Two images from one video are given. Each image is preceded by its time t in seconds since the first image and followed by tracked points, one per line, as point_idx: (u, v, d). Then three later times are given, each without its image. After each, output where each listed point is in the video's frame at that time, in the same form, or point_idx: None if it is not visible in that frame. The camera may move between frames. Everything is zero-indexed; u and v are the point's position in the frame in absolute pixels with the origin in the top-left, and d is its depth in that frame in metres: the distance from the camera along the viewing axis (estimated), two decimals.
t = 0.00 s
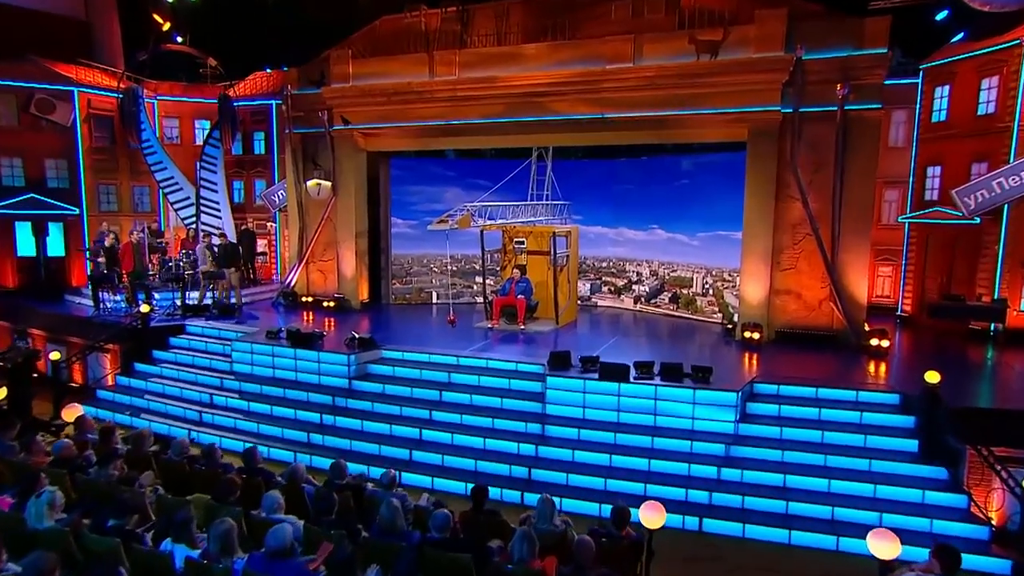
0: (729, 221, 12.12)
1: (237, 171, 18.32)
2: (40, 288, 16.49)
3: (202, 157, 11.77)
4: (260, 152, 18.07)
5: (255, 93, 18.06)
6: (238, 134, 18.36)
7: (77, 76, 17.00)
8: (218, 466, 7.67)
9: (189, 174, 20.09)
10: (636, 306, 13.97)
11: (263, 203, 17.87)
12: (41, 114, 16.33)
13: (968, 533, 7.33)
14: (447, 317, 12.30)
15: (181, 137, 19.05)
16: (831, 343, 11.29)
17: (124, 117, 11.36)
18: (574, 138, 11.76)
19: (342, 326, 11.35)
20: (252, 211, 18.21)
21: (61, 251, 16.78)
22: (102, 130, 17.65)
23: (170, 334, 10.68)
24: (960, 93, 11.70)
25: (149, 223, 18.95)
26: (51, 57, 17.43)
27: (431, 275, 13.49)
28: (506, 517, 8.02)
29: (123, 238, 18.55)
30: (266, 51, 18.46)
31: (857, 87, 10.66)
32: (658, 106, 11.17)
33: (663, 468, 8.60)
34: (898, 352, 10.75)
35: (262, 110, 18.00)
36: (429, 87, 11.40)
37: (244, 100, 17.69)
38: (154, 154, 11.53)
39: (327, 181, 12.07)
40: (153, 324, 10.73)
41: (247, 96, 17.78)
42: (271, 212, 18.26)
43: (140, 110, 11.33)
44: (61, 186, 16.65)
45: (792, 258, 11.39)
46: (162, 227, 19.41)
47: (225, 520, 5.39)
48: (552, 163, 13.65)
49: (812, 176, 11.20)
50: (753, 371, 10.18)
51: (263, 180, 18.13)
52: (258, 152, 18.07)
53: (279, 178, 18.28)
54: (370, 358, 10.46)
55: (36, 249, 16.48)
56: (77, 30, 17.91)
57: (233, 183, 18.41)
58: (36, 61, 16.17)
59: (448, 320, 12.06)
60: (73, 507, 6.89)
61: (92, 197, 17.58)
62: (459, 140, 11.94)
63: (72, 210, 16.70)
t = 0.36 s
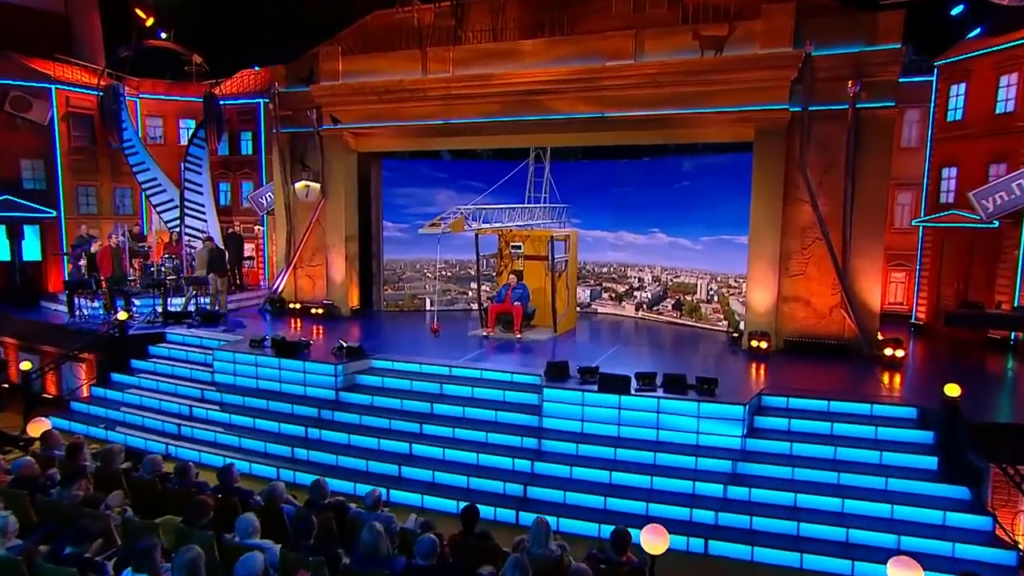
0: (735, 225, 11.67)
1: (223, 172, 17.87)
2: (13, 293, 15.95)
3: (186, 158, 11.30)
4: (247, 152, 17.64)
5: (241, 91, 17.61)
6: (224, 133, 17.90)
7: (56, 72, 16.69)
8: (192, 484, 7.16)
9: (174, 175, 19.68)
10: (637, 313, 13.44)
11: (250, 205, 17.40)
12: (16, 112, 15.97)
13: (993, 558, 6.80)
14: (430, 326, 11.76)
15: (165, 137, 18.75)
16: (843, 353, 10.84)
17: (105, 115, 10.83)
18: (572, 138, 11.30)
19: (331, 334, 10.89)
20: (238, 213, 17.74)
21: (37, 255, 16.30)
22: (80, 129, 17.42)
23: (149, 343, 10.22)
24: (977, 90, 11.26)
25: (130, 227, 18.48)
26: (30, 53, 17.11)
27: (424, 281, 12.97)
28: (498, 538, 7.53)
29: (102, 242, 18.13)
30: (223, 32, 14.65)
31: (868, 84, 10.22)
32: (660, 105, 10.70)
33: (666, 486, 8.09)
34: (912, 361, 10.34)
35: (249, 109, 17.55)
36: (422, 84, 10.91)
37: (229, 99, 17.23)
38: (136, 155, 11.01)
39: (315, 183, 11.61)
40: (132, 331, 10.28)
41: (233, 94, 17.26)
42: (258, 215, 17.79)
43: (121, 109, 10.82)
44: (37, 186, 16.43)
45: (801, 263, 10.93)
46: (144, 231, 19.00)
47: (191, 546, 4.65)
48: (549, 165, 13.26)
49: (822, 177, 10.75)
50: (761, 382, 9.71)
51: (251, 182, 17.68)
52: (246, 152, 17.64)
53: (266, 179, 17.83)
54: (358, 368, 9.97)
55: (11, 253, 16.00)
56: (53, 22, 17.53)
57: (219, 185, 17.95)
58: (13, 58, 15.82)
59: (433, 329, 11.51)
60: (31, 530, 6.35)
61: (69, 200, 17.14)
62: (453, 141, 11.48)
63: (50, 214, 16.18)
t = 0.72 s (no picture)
0: (740, 229, 11.22)
1: (209, 174, 17.45)
2: None
3: (170, 158, 10.87)
4: (234, 153, 17.23)
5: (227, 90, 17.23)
6: (210, 133, 17.47)
7: (31, 68, 16.32)
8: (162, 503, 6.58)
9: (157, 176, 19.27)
10: (638, 321, 12.98)
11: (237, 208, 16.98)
12: None
13: None
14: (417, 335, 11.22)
15: (148, 137, 18.41)
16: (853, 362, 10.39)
17: (84, 114, 10.35)
18: (571, 138, 10.87)
19: (319, 343, 10.45)
20: (224, 217, 17.34)
21: (13, 260, 15.84)
22: (59, 128, 17.13)
23: (128, 352, 9.82)
24: (996, 87, 10.96)
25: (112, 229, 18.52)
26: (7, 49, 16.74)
27: (418, 287, 12.54)
28: (490, 559, 7.05)
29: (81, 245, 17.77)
30: (200, 20, 12.09)
31: (881, 81, 9.81)
32: (663, 103, 10.27)
33: (669, 505, 7.62)
34: (926, 370, 9.95)
35: (235, 108, 17.19)
36: (416, 82, 10.48)
37: (216, 97, 16.85)
38: (118, 155, 10.60)
39: (304, 185, 11.17)
40: (110, 340, 9.86)
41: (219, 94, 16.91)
42: (245, 218, 17.36)
43: (102, 107, 10.36)
44: (13, 188, 16.04)
45: (809, 268, 10.52)
46: (126, 234, 18.61)
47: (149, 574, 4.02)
48: (547, 166, 12.78)
49: (831, 179, 10.35)
50: (768, 394, 9.28)
51: (238, 183, 17.27)
52: (233, 153, 17.23)
53: (254, 182, 17.42)
54: (346, 379, 9.53)
55: None
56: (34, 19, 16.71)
57: (204, 186, 17.49)
58: None
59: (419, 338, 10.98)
60: None
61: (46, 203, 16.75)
62: (448, 142, 11.05)
63: (26, 215, 16.03)
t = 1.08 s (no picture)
0: (744, 232, 10.82)
1: (194, 175, 17.05)
2: None
3: (152, 158, 10.48)
4: (220, 153, 16.77)
5: (210, 88, 16.79)
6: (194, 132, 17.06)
7: (7, 65, 15.94)
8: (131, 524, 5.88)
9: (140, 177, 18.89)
10: (640, 328, 12.51)
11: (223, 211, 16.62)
12: None
13: None
14: (408, 343, 10.74)
15: (131, 136, 17.98)
16: (865, 372, 9.94)
17: (62, 112, 9.92)
18: (570, 138, 10.45)
19: (307, 351, 10.01)
20: (210, 220, 16.94)
21: None
22: (36, 126, 16.71)
23: (104, 361, 9.43)
24: (1014, 84, 10.53)
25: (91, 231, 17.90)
26: None
27: (410, 292, 12.10)
28: None
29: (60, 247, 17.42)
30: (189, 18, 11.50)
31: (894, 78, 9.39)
32: (665, 101, 9.85)
33: (672, 524, 7.14)
34: (943, 380, 9.50)
35: (221, 107, 16.79)
36: (407, 79, 10.06)
37: (200, 95, 16.42)
38: (98, 155, 10.25)
39: (291, 186, 10.74)
40: (86, 348, 9.48)
41: (204, 91, 16.52)
42: (231, 221, 16.99)
43: (81, 105, 9.94)
44: None
45: (819, 273, 10.09)
46: (106, 237, 18.21)
47: None
48: (545, 166, 12.45)
49: (842, 180, 9.93)
50: (775, 404, 8.89)
51: (224, 185, 16.87)
52: (219, 153, 16.78)
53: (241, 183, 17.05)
54: (333, 389, 9.08)
55: None
56: (15, 13, 16.74)
57: (190, 188, 17.05)
58: None
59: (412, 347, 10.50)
60: None
61: (21, 203, 16.42)
62: (442, 141, 10.64)
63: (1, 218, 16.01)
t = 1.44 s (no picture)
0: (747, 236, 10.43)
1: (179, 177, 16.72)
2: None
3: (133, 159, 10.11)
4: (204, 153, 16.50)
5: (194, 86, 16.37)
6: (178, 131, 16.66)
7: None
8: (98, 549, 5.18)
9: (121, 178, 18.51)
10: (642, 335, 12.08)
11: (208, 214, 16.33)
12: None
13: None
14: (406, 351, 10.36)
15: (112, 136, 17.66)
16: (877, 382, 9.52)
17: (39, 110, 9.58)
18: (567, 138, 10.05)
19: (293, 360, 9.61)
20: (195, 223, 16.62)
21: None
22: (12, 126, 16.39)
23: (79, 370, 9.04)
24: None
25: (70, 235, 17.48)
26: None
27: (402, 298, 11.68)
28: None
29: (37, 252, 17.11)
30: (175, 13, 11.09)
31: (906, 74, 8.99)
32: (666, 99, 9.44)
33: (674, 545, 6.68)
34: (960, 392, 9.07)
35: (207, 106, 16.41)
36: (398, 76, 9.67)
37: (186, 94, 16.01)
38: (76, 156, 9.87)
39: (278, 188, 10.34)
40: (59, 356, 9.11)
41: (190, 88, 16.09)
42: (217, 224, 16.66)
43: (59, 103, 9.59)
44: None
45: (828, 279, 9.72)
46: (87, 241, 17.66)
47: None
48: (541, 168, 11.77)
49: (852, 181, 9.55)
50: (782, 415, 8.49)
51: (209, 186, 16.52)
52: (203, 153, 16.49)
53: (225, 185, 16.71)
54: (318, 401, 8.66)
55: None
56: None
57: (174, 190, 16.71)
58: None
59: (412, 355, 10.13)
60: None
61: None
62: (436, 141, 10.26)
63: None
